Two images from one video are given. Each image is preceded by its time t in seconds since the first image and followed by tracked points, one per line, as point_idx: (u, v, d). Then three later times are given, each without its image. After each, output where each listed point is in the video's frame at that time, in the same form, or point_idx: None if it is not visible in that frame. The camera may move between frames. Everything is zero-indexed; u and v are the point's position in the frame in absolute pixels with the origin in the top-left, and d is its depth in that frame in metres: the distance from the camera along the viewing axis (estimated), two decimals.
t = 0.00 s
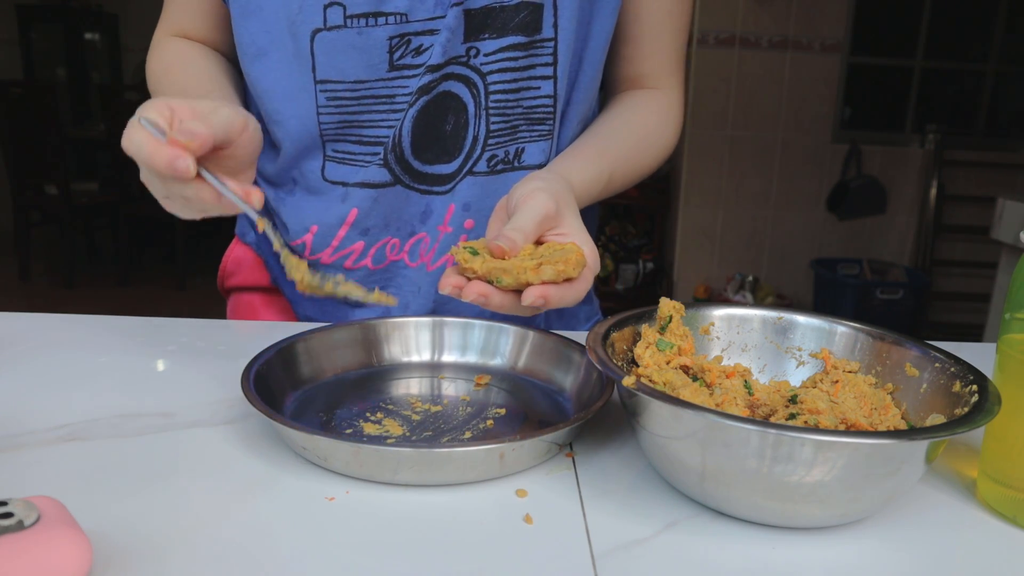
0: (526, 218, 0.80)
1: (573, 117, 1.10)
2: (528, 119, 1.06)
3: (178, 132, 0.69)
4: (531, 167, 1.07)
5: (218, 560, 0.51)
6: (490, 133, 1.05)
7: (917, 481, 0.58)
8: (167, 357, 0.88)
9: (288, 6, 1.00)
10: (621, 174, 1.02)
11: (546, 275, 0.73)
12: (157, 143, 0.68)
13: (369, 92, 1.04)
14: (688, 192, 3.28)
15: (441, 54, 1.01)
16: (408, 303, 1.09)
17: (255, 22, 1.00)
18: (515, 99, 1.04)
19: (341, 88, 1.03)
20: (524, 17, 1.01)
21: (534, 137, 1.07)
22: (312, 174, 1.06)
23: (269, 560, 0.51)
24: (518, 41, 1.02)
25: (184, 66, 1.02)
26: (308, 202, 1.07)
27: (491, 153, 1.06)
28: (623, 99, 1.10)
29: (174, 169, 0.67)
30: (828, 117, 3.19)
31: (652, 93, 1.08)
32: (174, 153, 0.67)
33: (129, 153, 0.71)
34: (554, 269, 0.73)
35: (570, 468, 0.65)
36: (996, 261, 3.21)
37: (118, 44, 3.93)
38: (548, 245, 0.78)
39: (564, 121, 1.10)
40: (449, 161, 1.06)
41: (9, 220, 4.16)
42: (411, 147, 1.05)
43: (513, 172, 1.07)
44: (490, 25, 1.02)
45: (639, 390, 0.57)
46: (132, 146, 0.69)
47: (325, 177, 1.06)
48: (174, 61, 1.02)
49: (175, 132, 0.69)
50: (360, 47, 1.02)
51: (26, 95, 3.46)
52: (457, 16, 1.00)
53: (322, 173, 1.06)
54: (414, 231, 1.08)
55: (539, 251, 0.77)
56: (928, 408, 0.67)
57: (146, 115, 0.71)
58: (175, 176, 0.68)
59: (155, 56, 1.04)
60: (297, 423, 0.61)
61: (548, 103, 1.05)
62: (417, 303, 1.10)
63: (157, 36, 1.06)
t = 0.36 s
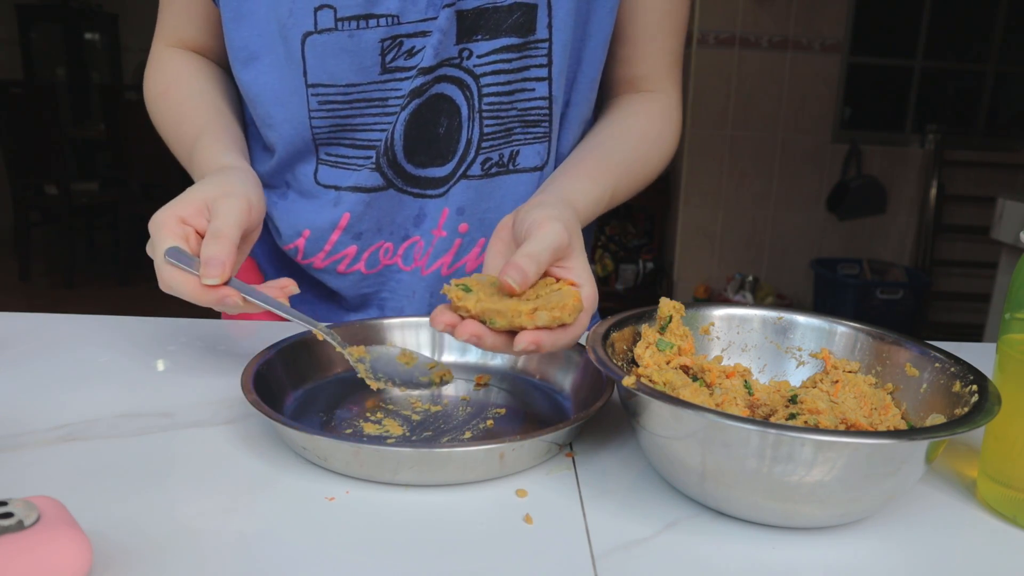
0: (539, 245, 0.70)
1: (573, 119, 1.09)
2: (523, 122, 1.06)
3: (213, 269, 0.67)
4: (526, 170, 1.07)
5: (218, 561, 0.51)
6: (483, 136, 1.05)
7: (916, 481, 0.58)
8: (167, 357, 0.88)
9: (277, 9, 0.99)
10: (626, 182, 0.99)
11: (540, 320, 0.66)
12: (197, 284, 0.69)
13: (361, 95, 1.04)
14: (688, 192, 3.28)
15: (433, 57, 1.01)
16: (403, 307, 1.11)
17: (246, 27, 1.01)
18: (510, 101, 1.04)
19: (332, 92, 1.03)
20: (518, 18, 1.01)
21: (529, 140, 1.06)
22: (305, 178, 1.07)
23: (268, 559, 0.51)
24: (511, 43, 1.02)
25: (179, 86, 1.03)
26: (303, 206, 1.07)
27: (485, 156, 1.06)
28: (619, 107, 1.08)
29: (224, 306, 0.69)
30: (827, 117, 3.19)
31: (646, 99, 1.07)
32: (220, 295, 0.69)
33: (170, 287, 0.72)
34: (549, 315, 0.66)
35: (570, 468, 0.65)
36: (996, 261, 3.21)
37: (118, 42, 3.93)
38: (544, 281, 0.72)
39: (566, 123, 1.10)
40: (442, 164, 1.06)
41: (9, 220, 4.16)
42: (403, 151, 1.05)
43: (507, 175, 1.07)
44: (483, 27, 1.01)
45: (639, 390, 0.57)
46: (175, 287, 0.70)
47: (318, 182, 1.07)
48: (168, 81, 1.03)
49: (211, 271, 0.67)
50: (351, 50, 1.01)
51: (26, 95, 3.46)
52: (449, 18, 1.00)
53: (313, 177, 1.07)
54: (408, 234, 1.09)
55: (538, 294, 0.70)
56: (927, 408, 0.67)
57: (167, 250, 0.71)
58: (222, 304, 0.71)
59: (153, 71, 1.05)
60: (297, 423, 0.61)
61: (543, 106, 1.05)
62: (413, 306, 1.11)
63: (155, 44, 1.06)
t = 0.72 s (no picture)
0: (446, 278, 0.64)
1: (576, 123, 1.09)
2: (520, 126, 1.05)
3: (201, 287, 0.65)
4: (524, 174, 1.07)
5: (217, 561, 0.51)
6: (479, 140, 1.05)
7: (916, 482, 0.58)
8: (168, 356, 0.88)
9: (270, 11, 1.00)
10: (625, 181, 0.92)
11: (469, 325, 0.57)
12: (181, 302, 0.67)
13: (354, 99, 1.04)
14: (688, 192, 3.27)
15: (426, 60, 1.01)
16: (401, 309, 1.11)
17: (240, 31, 1.02)
18: (506, 105, 1.04)
19: (326, 95, 1.04)
20: (513, 20, 1.01)
21: (526, 143, 1.06)
22: (301, 181, 1.08)
23: (268, 560, 0.51)
24: (506, 46, 1.02)
25: (181, 95, 1.02)
26: (301, 209, 1.08)
27: (481, 160, 1.06)
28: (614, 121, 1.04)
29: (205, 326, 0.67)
30: (827, 117, 3.19)
31: (640, 112, 1.02)
32: (202, 314, 0.67)
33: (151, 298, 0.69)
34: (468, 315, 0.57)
35: (570, 468, 0.65)
36: (996, 261, 3.21)
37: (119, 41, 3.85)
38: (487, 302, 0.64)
39: (569, 127, 1.09)
40: (438, 168, 1.06)
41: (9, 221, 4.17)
42: (398, 155, 1.05)
43: (504, 179, 1.07)
44: (477, 29, 1.01)
45: (639, 390, 0.57)
46: (156, 302, 0.68)
47: (314, 186, 1.08)
48: (172, 90, 1.02)
49: (198, 288, 0.65)
50: (343, 53, 1.01)
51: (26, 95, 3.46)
52: (443, 21, 1.00)
53: (309, 180, 1.08)
54: (405, 238, 1.09)
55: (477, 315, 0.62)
56: (927, 409, 0.67)
57: (158, 262, 0.68)
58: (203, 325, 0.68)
59: (155, 81, 1.04)
60: (297, 423, 0.61)
61: (540, 109, 1.04)
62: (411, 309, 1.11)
63: (157, 57, 1.06)
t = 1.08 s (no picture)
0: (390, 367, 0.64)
1: (579, 123, 1.08)
2: (519, 127, 1.05)
3: (192, 320, 0.65)
4: (523, 175, 1.07)
5: (217, 561, 0.51)
6: (478, 142, 1.05)
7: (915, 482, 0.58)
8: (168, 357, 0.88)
9: (269, 13, 1.00)
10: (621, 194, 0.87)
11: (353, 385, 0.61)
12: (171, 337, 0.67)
13: (354, 101, 1.04)
14: (688, 192, 3.27)
15: (425, 62, 1.01)
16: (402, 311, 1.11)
17: (240, 37, 1.02)
18: (505, 107, 1.04)
19: (325, 99, 1.03)
20: (512, 21, 1.01)
21: (525, 145, 1.06)
22: (301, 184, 1.08)
23: (268, 561, 0.51)
24: (506, 47, 1.02)
25: (180, 112, 1.00)
26: (302, 210, 1.08)
27: (480, 162, 1.06)
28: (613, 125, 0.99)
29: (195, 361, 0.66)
30: (827, 117, 3.19)
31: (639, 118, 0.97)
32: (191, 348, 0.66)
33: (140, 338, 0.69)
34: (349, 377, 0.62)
35: (570, 468, 0.65)
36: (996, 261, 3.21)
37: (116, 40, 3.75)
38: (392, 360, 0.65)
39: (572, 128, 1.09)
40: (437, 170, 1.06)
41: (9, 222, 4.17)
42: (398, 157, 1.05)
43: (504, 181, 1.07)
44: (475, 30, 1.01)
45: (639, 390, 0.57)
46: (145, 340, 0.68)
47: (314, 187, 1.08)
48: (171, 107, 1.00)
49: (190, 320, 0.65)
50: (342, 56, 1.01)
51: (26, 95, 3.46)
52: (441, 22, 1.00)
53: (310, 183, 1.08)
54: (405, 239, 1.09)
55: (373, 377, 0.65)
56: (927, 409, 0.67)
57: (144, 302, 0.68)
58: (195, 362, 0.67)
59: (155, 96, 1.03)
60: (296, 425, 0.61)
61: (540, 110, 1.04)
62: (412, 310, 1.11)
63: (159, 72, 1.05)
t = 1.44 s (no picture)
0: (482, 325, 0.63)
1: (589, 123, 1.08)
2: (523, 127, 1.05)
3: (177, 322, 0.64)
4: (527, 174, 1.07)
5: (217, 561, 0.51)
6: (484, 141, 1.05)
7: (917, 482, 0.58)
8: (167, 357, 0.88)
9: (274, 14, 1.00)
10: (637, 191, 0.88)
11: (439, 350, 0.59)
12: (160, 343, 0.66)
13: (362, 102, 1.04)
14: (688, 192, 3.27)
15: (430, 62, 1.01)
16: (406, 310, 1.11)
17: (247, 36, 1.01)
18: (510, 106, 1.04)
19: (332, 100, 1.03)
20: (517, 22, 1.01)
21: (530, 144, 1.06)
22: (305, 183, 1.08)
23: (268, 561, 0.51)
24: (511, 48, 1.02)
25: (167, 116, 0.99)
26: (304, 209, 1.08)
27: (486, 161, 1.06)
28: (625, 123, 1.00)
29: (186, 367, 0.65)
30: (827, 117, 3.19)
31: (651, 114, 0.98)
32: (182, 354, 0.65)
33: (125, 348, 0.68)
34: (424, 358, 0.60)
35: (569, 468, 0.65)
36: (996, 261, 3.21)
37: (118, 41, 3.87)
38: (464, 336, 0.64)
39: (582, 127, 1.09)
40: (442, 169, 1.06)
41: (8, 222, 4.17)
42: (403, 157, 1.05)
43: (508, 179, 1.08)
44: (482, 30, 1.02)
45: (638, 390, 0.57)
46: (132, 349, 0.66)
47: (318, 187, 1.07)
48: (159, 110, 0.99)
49: (175, 321, 0.64)
50: (349, 58, 1.01)
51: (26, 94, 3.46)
52: (447, 22, 1.00)
53: (314, 182, 1.08)
54: (409, 239, 1.09)
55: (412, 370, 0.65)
56: (927, 408, 0.67)
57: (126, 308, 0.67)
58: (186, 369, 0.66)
59: (147, 99, 1.02)
60: (294, 425, 0.61)
61: (544, 110, 1.04)
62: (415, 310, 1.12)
63: (154, 73, 1.04)
